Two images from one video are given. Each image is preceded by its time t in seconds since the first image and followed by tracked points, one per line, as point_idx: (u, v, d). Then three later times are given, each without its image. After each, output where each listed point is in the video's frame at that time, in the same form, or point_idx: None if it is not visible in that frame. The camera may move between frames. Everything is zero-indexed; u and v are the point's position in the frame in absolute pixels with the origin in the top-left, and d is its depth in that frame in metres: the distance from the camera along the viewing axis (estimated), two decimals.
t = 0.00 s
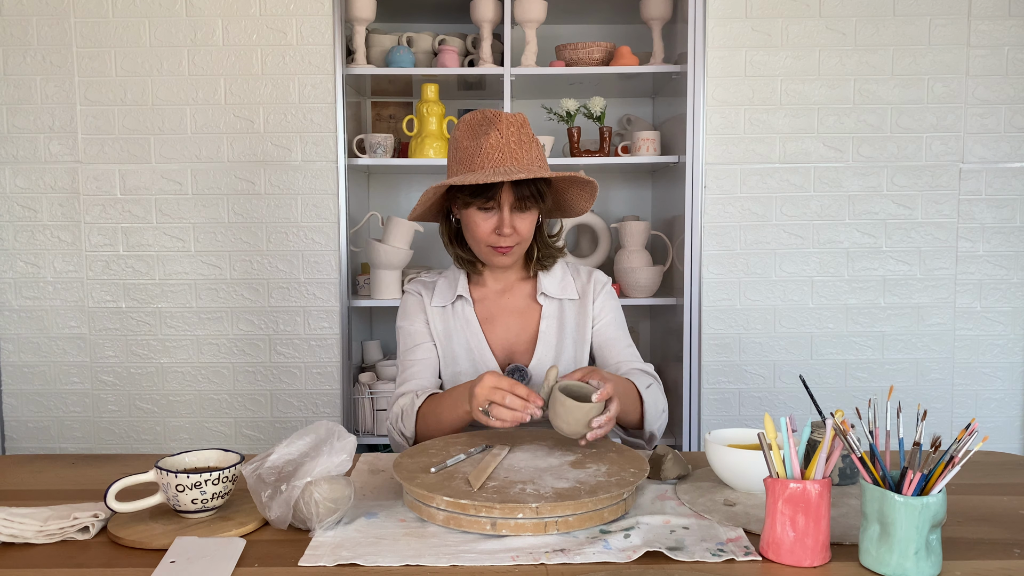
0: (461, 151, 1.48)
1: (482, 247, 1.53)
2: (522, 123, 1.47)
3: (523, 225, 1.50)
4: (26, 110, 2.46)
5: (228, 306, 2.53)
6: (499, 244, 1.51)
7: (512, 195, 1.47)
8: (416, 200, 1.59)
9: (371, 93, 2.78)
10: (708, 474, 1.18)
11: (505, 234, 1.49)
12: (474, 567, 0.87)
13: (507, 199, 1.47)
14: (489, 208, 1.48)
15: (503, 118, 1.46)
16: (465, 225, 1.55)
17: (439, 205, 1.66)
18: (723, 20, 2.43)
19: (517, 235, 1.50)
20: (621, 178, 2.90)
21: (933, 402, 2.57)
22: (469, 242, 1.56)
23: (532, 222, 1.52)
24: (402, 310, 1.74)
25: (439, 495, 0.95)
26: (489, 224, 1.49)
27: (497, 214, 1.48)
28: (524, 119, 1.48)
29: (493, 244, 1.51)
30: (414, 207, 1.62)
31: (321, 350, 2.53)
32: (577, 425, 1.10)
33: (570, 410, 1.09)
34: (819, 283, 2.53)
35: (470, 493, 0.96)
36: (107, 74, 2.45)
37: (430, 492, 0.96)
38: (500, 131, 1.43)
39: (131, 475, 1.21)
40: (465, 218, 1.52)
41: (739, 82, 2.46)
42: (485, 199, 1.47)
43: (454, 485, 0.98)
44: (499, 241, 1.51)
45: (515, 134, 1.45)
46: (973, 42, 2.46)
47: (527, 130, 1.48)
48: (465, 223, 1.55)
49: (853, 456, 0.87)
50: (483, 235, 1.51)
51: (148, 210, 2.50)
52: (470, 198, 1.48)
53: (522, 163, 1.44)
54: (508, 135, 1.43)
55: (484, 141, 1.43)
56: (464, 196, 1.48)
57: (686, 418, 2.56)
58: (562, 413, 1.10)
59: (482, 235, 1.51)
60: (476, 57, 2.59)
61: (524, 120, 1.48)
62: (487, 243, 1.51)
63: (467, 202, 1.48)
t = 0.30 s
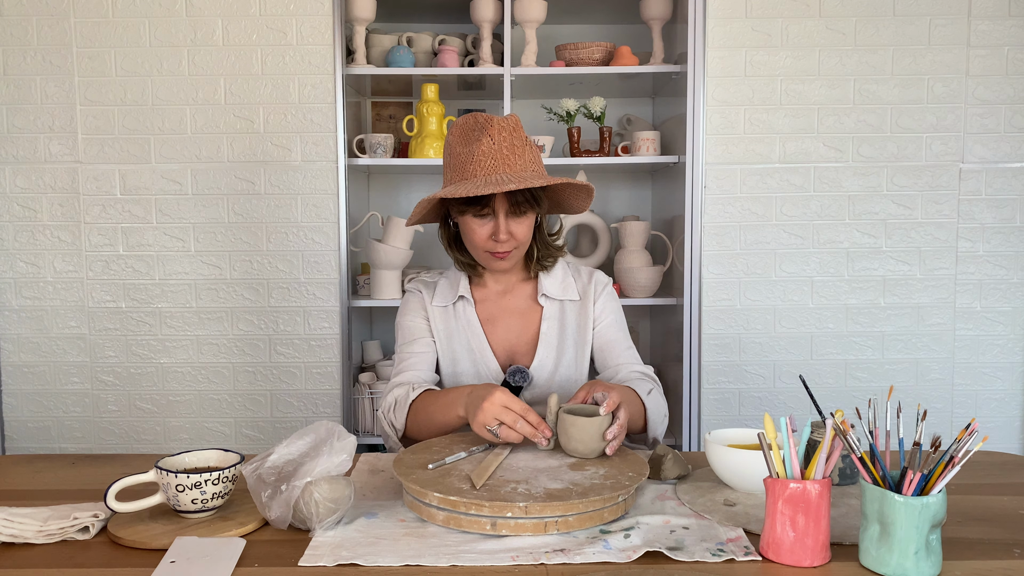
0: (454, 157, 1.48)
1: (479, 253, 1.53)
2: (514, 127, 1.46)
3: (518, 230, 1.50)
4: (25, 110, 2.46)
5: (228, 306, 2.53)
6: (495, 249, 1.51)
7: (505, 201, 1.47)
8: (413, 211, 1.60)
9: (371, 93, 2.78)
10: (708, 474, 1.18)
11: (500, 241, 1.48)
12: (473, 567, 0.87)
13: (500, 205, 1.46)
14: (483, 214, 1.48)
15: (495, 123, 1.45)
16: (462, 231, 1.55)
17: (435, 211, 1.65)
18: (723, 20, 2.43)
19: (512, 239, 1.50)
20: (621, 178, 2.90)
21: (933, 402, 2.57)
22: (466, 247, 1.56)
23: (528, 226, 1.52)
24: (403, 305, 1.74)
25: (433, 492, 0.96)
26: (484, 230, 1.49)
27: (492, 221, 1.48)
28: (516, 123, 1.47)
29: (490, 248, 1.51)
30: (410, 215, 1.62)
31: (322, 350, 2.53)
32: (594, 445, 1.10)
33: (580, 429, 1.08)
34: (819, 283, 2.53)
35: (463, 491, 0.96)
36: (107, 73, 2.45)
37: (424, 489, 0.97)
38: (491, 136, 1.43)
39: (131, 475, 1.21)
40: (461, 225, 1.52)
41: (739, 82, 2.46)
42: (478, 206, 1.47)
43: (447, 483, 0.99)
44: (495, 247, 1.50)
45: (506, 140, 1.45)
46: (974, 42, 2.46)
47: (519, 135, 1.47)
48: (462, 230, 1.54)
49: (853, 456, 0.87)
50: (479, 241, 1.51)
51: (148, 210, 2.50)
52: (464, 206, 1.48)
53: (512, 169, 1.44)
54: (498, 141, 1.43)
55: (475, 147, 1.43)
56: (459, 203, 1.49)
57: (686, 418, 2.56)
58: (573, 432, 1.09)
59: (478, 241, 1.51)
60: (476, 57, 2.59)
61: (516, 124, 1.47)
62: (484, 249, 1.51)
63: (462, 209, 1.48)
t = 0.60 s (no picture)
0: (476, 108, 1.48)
1: (494, 206, 1.49)
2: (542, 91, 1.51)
3: (537, 185, 1.49)
4: (25, 110, 2.47)
5: (228, 306, 2.53)
6: (512, 200, 1.48)
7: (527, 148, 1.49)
8: (422, 165, 1.59)
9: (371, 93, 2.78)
10: (708, 474, 1.18)
11: (520, 187, 1.47)
12: (474, 567, 0.87)
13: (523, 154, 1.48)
14: (503, 160, 1.49)
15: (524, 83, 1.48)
16: (476, 187, 1.52)
17: (446, 174, 1.64)
18: (723, 20, 2.43)
19: (530, 194, 1.48)
20: (621, 178, 2.90)
21: (933, 402, 2.57)
22: (478, 210, 1.53)
23: (546, 187, 1.51)
24: (399, 293, 1.67)
25: (436, 491, 0.96)
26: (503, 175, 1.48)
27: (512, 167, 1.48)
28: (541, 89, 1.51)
29: (505, 203, 1.48)
30: (420, 166, 1.59)
31: (322, 350, 2.53)
32: (566, 432, 1.14)
33: (551, 420, 1.12)
34: (819, 283, 2.53)
35: (467, 490, 0.96)
36: (107, 73, 2.45)
37: (427, 489, 0.97)
38: (520, 87, 1.45)
39: (131, 475, 1.21)
40: (477, 176, 1.51)
41: (739, 82, 2.46)
42: (501, 147, 1.49)
43: (451, 483, 0.99)
44: (511, 196, 1.48)
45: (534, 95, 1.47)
46: (974, 42, 2.46)
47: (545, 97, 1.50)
48: (476, 183, 1.52)
49: (853, 456, 0.87)
50: (496, 189, 1.48)
51: (148, 210, 2.50)
52: (486, 148, 1.50)
53: (541, 116, 1.48)
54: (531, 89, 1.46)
55: (502, 91, 1.46)
56: (479, 147, 1.50)
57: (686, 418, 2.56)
58: (543, 422, 1.12)
59: (493, 192, 1.48)
60: (476, 57, 2.59)
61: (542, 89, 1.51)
62: (499, 199, 1.48)
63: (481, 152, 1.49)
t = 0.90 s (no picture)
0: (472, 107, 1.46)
1: (488, 210, 1.49)
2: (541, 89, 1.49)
3: (532, 189, 1.49)
4: (25, 110, 2.47)
5: (228, 306, 2.53)
6: (506, 204, 1.48)
7: (524, 151, 1.49)
8: (415, 164, 1.57)
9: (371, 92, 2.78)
10: (708, 474, 1.18)
11: (515, 191, 1.47)
12: (474, 567, 0.87)
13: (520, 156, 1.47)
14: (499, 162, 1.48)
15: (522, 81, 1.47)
16: (470, 189, 1.51)
17: (439, 171, 1.62)
18: (723, 20, 2.43)
19: (525, 198, 1.49)
20: (621, 178, 2.89)
21: (933, 402, 2.57)
22: (472, 211, 1.53)
23: (541, 190, 1.51)
24: (391, 302, 1.71)
25: (436, 491, 0.96)
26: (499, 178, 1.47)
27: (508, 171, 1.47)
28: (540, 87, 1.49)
29: (500, 207, 1.48)
30: (412, 165, 1.57)
31: (322, 350, 2.53)
32: (566, 433, 1.14)
33: (551, 420, 1.12)
34: (819, 283, 2.53)
35: (467, 490, 0.96)
36: (107, 73, 2.45)
37: (427, 489, 0.97)
38: (519, 87, 1.43)
39: (131, 475, 1.21)
40: (472, 177, 1.50)
41: (739, 82, 2.46)
42: (497, 149, 1.48)
43: (451, 483, 0.99)
44: (506, 200, 1.48)
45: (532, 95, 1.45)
46: (974, 42, 2.46)
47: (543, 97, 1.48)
48: (471, 184, 1.51)
49: (853, 456, 0.87)
50: (491, 193, 1.48)
51: (148, 210, 2.50)
52: (481, 149, 1.48)
53: (538, 118, 1.47)
54: (528, 92, 1.44)
55: (500, 92, 1.43)
56: (475, 148, 1.49)
57: (686, 418, 2.56)
58: (543, 423, 1.12)
59: (489, 195, 1.48)
60: (476, 57, 2.59)
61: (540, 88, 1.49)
62: (494, 203, 1.48)
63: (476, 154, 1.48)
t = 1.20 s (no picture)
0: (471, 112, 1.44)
1: (493, 216, 1.46)
2: (542, 87, 1.45)
3: (539, 191, 1.46)
4: (25, 110, 2.47)
5: (228, 306, 2.53)
6: (513, 210, 1.45)
7: (528, 154, 1.45)
8: (418, 174, 1.56)
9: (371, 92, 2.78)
10: (708, 474, 1.18)
11: (521, 196, 1.43)
12: (474, 567, 0.87)
13: (523, 158, 1.44)
14: (502, 168, 1.45)
15: (521, 78, 1.43)
16: (475, 195, 1.49)
17: (443, 178, 1.60)
18: (723, 20, 2.43)
19: (533, 203, 1.45)
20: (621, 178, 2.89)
21: (933, 402, 2.57)
22: (479, 218, 1.51)
23: (550, 193, 1.47)
24: (396, 296, 1.71)
25: (436, 491, 0.96)
26: (503, 184, 1.45)
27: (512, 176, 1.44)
28: (541, 84, 1.45)
29: (506, 214, 1.45)
30: (415, 174, 1.56)
31: (322, 350, 2.53)
32: (566, 432, 1.14)
33: (551, 420, 1.12)
34: (819, 283, 2.53)
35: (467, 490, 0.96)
36: (107, 73, 2.45)
37: (428, 489, 0.97)
38: (517, 86, 1.39)
39: (131, 475, 1.21)
40: (476, 184, 1.47)
41: (739, 82, 2.46)
42: (500, 155, 1.45)
43: (452, 483, 0.99)
44: (512, 205, 1.45)
45: (533, 92, 1.41)
46: (974, 42, 2.46)
47: (545, 94, 1.44)
48: (475, 191, 1.49)
49: (853, 456, 0.87)
50: (495, 199, 1.45)
51: (148, 210, 2.50)
52: (483, 155, 1.45)
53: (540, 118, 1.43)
54: (527, 91, 1.40)
55: (499, 94, 1.39)
56: (477, 154, 1.46)
57: (686, 418, 2.56)
58: (542, 422, 1.12)
59: (493, 202, 1.45)
60: (476, 57, 2.59)
61: (542, 84, 1.45)
62: (499, 209, 1.45)
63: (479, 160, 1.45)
